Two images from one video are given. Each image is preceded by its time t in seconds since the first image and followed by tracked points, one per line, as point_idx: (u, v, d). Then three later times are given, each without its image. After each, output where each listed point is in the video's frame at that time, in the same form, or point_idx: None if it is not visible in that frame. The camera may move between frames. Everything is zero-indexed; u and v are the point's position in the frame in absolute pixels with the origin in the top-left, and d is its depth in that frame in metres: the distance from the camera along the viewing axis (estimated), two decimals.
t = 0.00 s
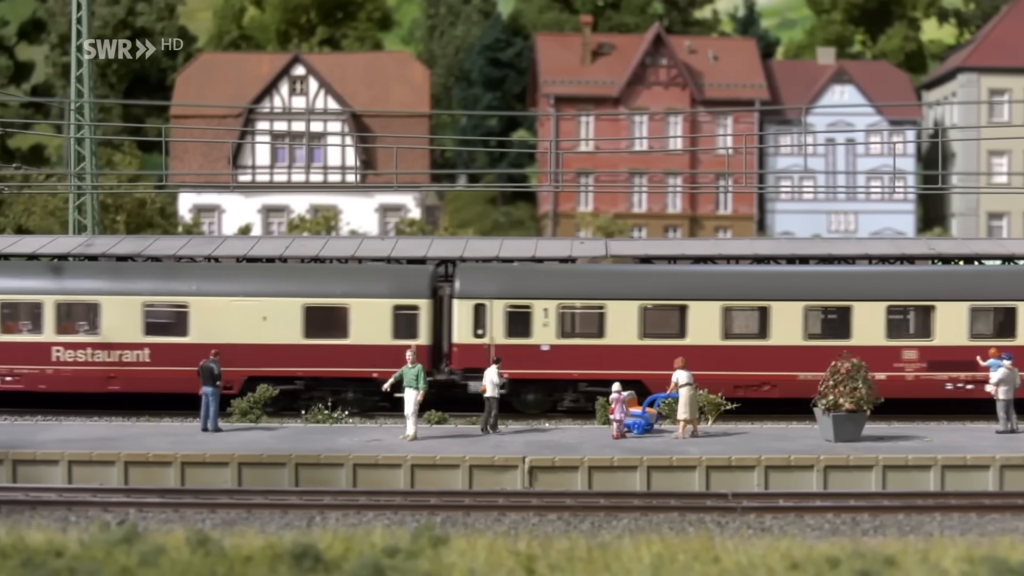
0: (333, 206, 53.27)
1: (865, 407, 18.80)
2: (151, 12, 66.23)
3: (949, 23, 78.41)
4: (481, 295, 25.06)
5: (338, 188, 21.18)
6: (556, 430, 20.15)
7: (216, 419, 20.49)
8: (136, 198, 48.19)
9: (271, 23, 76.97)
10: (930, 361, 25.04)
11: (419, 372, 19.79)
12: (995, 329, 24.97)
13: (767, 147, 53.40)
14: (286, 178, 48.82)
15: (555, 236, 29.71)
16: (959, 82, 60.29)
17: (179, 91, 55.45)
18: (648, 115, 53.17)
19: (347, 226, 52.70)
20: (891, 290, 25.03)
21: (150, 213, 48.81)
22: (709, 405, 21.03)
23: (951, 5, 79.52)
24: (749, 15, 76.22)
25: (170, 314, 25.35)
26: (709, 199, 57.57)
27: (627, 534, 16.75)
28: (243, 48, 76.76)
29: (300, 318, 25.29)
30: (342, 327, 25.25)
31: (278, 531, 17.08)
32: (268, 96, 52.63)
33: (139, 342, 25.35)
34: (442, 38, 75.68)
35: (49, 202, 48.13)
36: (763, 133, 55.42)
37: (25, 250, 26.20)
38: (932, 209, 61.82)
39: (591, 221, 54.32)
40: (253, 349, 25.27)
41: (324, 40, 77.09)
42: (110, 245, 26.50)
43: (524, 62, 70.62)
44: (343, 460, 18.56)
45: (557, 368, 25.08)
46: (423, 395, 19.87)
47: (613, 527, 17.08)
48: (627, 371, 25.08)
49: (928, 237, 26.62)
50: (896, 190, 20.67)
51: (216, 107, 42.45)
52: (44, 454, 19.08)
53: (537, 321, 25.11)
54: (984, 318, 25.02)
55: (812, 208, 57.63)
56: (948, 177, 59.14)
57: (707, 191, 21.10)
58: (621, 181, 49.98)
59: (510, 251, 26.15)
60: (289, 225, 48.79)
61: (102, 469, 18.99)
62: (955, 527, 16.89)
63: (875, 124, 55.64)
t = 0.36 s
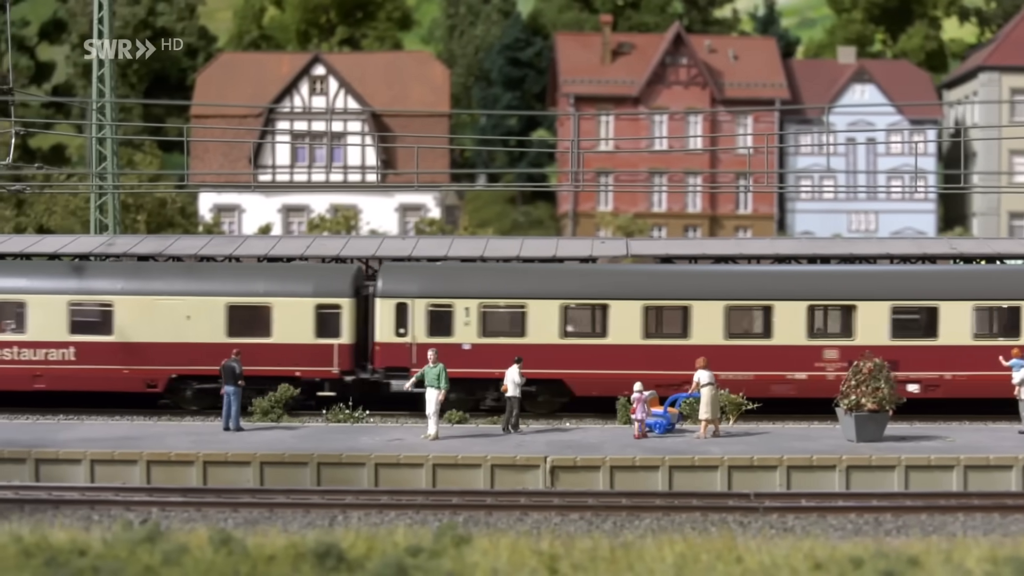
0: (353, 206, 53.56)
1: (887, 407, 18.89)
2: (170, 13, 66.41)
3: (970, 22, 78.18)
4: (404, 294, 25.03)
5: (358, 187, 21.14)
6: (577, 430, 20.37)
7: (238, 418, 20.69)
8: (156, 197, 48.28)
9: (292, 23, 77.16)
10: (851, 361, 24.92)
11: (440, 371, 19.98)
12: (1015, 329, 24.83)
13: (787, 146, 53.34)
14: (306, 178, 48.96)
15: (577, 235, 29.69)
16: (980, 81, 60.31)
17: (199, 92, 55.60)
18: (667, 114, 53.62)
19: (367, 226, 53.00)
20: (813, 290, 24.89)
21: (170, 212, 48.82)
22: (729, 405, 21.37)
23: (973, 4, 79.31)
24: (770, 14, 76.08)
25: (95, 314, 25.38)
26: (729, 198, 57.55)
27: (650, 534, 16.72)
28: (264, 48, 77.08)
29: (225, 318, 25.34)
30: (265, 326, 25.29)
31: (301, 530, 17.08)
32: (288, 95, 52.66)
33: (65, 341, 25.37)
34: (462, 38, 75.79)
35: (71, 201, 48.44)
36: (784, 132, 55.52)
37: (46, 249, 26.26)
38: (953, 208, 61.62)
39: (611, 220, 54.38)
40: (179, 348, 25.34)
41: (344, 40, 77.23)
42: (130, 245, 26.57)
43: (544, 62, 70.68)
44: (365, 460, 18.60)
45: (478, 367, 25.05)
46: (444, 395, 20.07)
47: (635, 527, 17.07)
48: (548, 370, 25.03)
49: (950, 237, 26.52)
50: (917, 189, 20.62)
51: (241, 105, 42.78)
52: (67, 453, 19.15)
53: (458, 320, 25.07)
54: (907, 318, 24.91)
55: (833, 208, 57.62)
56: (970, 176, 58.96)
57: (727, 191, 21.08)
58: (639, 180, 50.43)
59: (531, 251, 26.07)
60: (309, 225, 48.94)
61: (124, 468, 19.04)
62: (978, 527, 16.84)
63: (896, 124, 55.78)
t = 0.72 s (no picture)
0: (371, 205, 53.58)
1: (908, 406, 18.99)
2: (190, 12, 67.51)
3: (989, 20, 77.96)
4: (330, 292, 25.27)
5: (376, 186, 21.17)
6: (596, 430, 20.46)
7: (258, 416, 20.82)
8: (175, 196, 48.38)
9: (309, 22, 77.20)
10: (809, 360, 24.94)
11: (460, 370, 20.11)
12: None
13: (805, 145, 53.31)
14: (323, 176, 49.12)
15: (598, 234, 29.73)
16: (999, 79, 60.20)
17: (218, 90, 55.60)
18: (686, 112, 53.63)
19: (385, 224, 53.03)
20: (739, 289, 24.96)
21: (189, 211, 48.89)
22: (749, 404, 21.48)
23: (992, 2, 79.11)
24: (788, 12, 75.97)
25: (26, 312, 25.66)
26: (747, 197, 57.59)
27: (670, 533, 16.68)
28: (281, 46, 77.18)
29: (155, 315, 25.55)
30: (194, 324, 25.46)
31: (322, 528, 17.06)
32: (305, 93, 52.94)
33: None
34: (479, 36, 75.81)
35: (89, 200, 48.62)
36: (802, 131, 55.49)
37: (66, 248, 26.36)
38: (972, 207, 61.54)
39: (629, 219, 54.54)
40: (113, 346, 25.59)
41: (361, 39, 77.21)
42: (150, 243, 26.66)
43: (562, 60, 70.69)
44: (385, 458, 18.66)
45: (404, 365, 25.22)
46: (464, 394, 20.19)
47: (655, 526, 17.07)
48: (476, 368, 25.20)
49: (970, 236, 26.47)
50: (937, 188, 20.51)
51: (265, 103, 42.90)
52: (87, 451, 19.20)
53: (384, 318, 25.27)
54: (834, 317, 24.97)
55: (852, 206, 57.68)
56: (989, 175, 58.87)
57: (745, 189, 21.05)
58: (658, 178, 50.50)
59: (550, 249, 26.06)
60: (328, 223, 49.18)
61: (145, 466, 19.10)
62: (1000, 526, 16.79)
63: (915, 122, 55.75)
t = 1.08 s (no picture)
0: (386, 204, 53.61)
1: (925, 405, 19.02)
2: (204, 12, 69.96)
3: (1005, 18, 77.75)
4: (254, 291, 25.41)
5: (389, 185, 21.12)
6: (612, 429, 20.51)
7: (273, 414, 20.88)
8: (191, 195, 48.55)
9: (324, 21, 77.28)
10: (823, 360, 24.82)
11: (475, 369, 20.20)
12: None
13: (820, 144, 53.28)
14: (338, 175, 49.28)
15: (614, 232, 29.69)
16: (1015, 78, 60.13)
17: (233, 89, 55.57)
18: (700, 111, 53.71)
19: (399, 223, 53.11)
20: (721, 289, 24.90)
21: (204, 209, 49.07)
22: (765, 403, 21.54)
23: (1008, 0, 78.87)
24: (802, 11, 75.88)
25: None
26: (762, 196, 57.66)
27: (687, 532, 16.66)
28: (296, 46, 77.33)
29: (82, 312, 25.72)
30: (120, 321, 25.66)
31: (338, 527, 17.05)
32: (321, 92, 52.79)
33: None
34: (493, 35, 75.82)
35: (105, 199, 48.90)
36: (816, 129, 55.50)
37: (82, 247, 26.45)
38: (987, 206, 61.50)
39: (643, 218, 54.68)
40: (42, 343, 25.73)
41: (376, 38, 77.18)
42: (165, 242, 26.75)
43: (576, 59, 70.76)
44: (401, 457, 18.67)
45: (327, 364, 25.36)
46: (480, 393, 20.24)
47: (672, 525, 17.06)
48: (426, 367, 25.25)
49: (987, 234, 26.32)
50: (951, 188, 20.30)
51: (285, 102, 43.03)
52: (103, 450, 19.27)
53: (308, 316, 25.40)
54: (756, 317, 24.93)
55: (867, 205, 57.77)
56: (1005, 173, 58.79)
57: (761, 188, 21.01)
58: (671, 176, 50.60)
59: (565, 248, 26.04)
60: (343, 222, 49.45)
61: (161, 464, 19.19)
62: (1019, 526, 16.74)
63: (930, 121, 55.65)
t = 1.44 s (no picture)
0: (396, 204, 53.67)
1: (936, 405, 19.04)
2: (215, 12, 69.80)
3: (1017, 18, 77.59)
4: (179, 290, 25.68)
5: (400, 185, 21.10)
6: (623, 429, 20.56)
7: (284, 413, 20.92)
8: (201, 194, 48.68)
9: (334, 20, 77.49)
10: (828, 359, 24.90)
11: (487, 369, 20.30)
12: None
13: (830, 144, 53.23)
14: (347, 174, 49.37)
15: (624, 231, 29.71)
16: None
17: (244, 90, 55.66)
18: (710, 112, 53.80)
19: (410, 223, 53.12)
20: (727, 289, 24.98)
21: (214, 209, 49.19)
22: (775, 403, 21.58)
23: None
24: (813, 10, 75.82)
25: None
26: (773, 196, 57.71)
27: (699, 531, 16.65)
28: (306, 45, 77.54)
29: (11, 311, 26.06)
30: (48, 320, 25.98)
31: (350, 527, 17.05)
32: (331, 92, 52.77)
33: None
34: (503, 35, 75.87)
35: (115, 198, 49.10)
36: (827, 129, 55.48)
37: (93, 246, 26.63)
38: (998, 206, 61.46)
39: (653, 218, 54.69)
40: None
41: (386, 38, 77.19)
42: (175, 241, 26.83)
43: (586, 59, 70.76)
44: (412, 457, 18.70)
45: (252, 362, 25.62)
46: (490, 393, 20.30)
47: (683, 525, 17.06)
48: (432, 367, 25.38)
49: (999, 234, 26.28)
50: (963, 187, 20.22)
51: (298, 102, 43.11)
52: (115, 450, 19.31)
53: (233, 315, 25.66)
54: (758, 316, 25.01)
55: (877, 205, 57.75)
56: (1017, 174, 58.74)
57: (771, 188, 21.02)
58: (681, 176, 50.57)
59: (576, 248, 26.09)
60: (353, 221, 49.55)
61: (173, 464, 19.23)
62: None
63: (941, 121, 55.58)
